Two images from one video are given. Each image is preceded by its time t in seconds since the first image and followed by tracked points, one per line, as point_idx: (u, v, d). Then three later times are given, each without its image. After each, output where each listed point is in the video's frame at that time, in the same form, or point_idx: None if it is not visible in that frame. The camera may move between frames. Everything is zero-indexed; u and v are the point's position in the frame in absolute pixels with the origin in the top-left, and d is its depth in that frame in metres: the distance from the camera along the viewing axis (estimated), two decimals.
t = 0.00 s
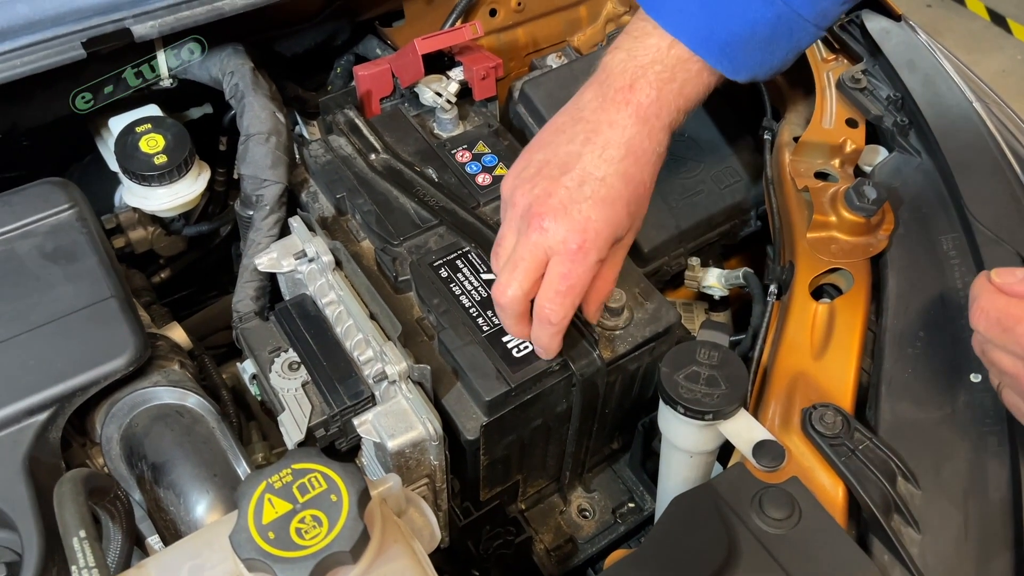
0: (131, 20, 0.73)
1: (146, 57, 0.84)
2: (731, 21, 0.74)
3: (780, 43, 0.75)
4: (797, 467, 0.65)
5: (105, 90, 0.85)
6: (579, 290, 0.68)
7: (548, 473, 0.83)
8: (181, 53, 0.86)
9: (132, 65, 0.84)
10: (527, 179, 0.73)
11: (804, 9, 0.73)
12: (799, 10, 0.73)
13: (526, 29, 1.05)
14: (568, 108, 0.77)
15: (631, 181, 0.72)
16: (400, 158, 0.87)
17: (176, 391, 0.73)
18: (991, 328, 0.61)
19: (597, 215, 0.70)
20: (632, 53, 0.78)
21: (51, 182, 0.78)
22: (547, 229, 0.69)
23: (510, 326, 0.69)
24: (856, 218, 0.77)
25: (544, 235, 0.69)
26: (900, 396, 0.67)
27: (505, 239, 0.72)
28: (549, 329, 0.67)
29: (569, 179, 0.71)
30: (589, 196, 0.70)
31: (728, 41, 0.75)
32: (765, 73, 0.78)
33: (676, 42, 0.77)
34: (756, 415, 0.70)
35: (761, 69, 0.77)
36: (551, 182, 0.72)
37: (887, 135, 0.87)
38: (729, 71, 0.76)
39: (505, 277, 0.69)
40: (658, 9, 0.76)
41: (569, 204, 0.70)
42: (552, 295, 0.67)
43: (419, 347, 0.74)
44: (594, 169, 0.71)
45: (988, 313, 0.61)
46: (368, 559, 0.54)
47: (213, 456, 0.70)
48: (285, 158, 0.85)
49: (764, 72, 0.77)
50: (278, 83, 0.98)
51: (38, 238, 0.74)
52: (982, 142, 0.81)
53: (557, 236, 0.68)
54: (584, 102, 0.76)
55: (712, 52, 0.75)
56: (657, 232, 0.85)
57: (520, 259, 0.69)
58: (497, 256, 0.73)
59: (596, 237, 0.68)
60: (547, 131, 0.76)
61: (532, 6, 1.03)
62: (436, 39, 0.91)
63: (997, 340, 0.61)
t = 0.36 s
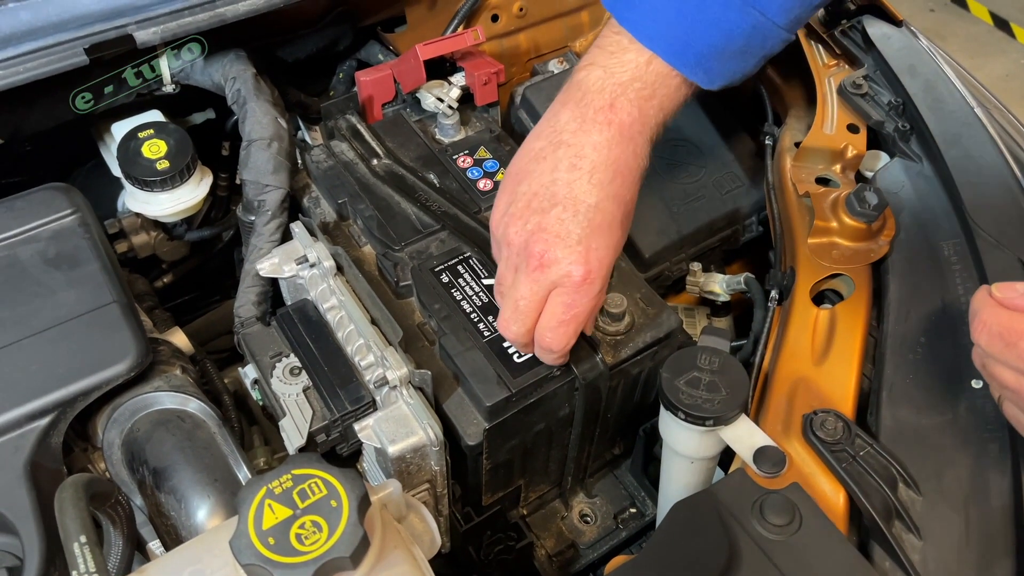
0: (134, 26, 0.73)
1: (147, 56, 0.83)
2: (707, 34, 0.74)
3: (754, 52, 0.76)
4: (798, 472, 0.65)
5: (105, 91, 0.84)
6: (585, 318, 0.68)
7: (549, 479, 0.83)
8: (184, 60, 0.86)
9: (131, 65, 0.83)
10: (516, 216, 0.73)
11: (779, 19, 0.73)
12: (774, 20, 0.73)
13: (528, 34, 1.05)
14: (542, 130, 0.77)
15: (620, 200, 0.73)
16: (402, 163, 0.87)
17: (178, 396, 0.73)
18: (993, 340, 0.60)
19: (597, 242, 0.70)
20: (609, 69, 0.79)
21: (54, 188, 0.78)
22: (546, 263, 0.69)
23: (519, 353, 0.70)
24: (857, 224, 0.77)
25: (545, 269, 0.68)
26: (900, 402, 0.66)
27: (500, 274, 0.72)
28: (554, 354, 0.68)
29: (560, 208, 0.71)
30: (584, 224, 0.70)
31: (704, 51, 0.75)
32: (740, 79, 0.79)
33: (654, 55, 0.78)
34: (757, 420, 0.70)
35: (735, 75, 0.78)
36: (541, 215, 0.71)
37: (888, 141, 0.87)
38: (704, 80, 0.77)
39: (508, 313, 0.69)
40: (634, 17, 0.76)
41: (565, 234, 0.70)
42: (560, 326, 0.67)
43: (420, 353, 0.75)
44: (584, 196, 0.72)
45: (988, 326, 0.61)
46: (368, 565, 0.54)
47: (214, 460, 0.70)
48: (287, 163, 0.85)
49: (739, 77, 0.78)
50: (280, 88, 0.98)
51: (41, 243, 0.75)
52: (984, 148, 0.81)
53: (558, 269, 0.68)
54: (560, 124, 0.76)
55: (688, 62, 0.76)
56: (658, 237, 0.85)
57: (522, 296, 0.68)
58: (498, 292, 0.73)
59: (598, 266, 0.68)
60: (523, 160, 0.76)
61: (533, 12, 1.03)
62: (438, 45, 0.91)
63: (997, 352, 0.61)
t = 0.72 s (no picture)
0: (137, 28, 0.73)
1: (147, 56, 0.83)
2: (697, 45, 0.76)
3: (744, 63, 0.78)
4: (803, 474, 0.65)
5: (106, 91, 0.83)
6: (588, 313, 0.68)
7: (552, 480, 0.83)
8: (186, 64, 0.87)
9: (131, 65, 0.83)
10: (515, 216, 0.73)
11: (769, 31, 0.75)
12: (764, 33, 0.75)
13: (531, 36, 1.05)
14: (538, 134, 0.79)
15: (618, 200, 0.73)
16: (404, 163, 0.87)
17: (180, 398, 0.73)
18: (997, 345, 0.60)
19: (599, 238, 0.70)
20: (603, 77, 0.80)
21: (56, 190, 0.78)
22: (548, 259, 0.69)
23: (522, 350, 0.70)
24: (862, 225, 0.77)
25: (547, 266, 0.68)
26: (905, 404, 0.66)
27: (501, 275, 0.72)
28: (554, 351, 0.68)
29: (559, 208, 0.72)
30: (585, 221, 0.71)
31: (694, 62, 0.77)
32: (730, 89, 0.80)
33: (646, 66, 0.80)
34: (761, 422, 0.69)
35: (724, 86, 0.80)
36: (541, 214, 0.72)
37: (891, 142, 0.87)
38: (693, 90, 0.79)
39: (510, 312, 0.69)
40: (625, 27, 0.78)
41: (566, 232, 0.70)
42: (563, 322, 0.67)
43: (423, 354, 0.74)
44: (583, 195, 0.72)
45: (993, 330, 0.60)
46: (371, 567, 0.54)
47: (216, 462, 0.70)
48: (289, 165, 0.85)
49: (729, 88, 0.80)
50: (284, 90, 0.98)
51: (43, 245, 0.75)
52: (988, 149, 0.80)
53: (560, 265, 0.68)
54: (556, 128, 0.78)
55: (678, 73, 0.78)
56: (661, 238, 0.85)
57: (525, 294, 0.68)
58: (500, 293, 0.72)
59: (601, 262, 0.68)
60: (521, 163, 0.77)
61: (536, 13, 1.03)
62: (440, 46, 0.91)
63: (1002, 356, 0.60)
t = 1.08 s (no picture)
0: (137, 31, 0.74)
1: (147, 57, 0.82)
2: (690, 30, 0.79)
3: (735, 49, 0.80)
4: (804, 477, 0.65)
5: (105, 91, 0.83)
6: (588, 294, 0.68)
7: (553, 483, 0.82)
8: (187, 66, 0.87)
9: (131, 65, 0.83)
10: (511, 198, 0.74)
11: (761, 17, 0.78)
12: (756, 19, 0.78)
13: (531, 38, 1.05)
14: (531, 120, 0.81)
15: (612, 181, 0.75)
16: (403, 162, 0.87)
17: (181, 401, 0.73)
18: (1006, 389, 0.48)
19: (596, 218, 0.71)
20: (597, 61, 0.84)
21: (56, 193, 0.78)
22: (546, 240, 0.70)
23: (520, 334, 0.70)
24: (863, 227, 0.76)
25: (546, 246, 0.69)
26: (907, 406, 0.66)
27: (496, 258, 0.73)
28: (552, 335, 0.67)
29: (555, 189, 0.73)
30: (581, 200, 0.72)
31: (687, 47, 0.80)
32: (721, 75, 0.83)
33: (640, 51, 0.83)
34: (762, 423, 0.70)
35: (717, 73, 0.82)
36: (537, 195, 0.73)
37: (892, 143, 0.87)
38: (686, 75, 0.82)
39: (507, 295, 0.69)
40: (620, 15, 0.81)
41: (563, 210, 0.71)
42: (563, 301, 0.67)
43: (424, 357, 0.74)
44: (579, 176, 0.74)
45: (882, 382, 0.54)
46: (372, 570, 0.54)
47: (217, 466, 0.70)
48: (290, 168, 0.85)
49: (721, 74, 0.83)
50: (284, 93, 0.99)
51: (43, 248, 0.75)
52: (989, 150, 0.80)
53: (559, 244, 0.69)
54: (549, 113, 0.80)
55: (671, 58, 0.81)
56: (661, 240, 0.85)
57: (522, 276, 0.69)
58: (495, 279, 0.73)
59: (599, 240, 0.69)
60: (515, 148, 0.79)
61: (536, 15, 1.03)
62: (440, 49, 0.92)
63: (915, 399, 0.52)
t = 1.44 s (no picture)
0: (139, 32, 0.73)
1: (148, 57, 0.82)
2: (705, 11, 0.82)
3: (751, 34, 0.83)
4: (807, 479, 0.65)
5: (105, 90, 0.83)
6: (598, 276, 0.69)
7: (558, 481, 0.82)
8: (189, 67, 0.87)
9: (132, 65, 0.82)
10: (521, 180, 0.75)
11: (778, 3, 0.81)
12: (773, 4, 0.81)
13: (532, 38, 1.05)
14: (543, 104, 0.83)
15: (623, 166, 0.76)
16: (406, 159, 0.87)
17: (183, 403, 0.73)
18: (695, 454, 0.54)
19: (607, 200, 0.72)
20: (609, 45, 0.85)
21: (58, 194, 0.78)
22: (558, 220, 0.70)
23: (527, 321, 0.70)
24: (866, 228, 0.76)
25: (557, 225, 0.70)
26: (910, 407, 0.66)
27: (505, 240, 0.73)
28: (560, 320, 0.68)
29: (568, 169, 0.74)
30: (592, 182, 0.73)
31: (702, 28, 0.82)
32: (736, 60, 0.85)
33: (654, 33, 0.85)
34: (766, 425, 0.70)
35: (730, 58, 0.84)
36: (547, 176, 0.74)
37: (895, 143, 0.86)
38: (700, 58, 0.84)
39: (515, 277, 0.69)
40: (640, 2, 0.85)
41: (575, 191, 0.72)
42: (573, 283, 0.68)
43: (426, 359, 0.75)
44: (590, 159, 0.75)
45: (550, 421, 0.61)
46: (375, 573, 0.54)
47: (219, 468, 0.70)
48: (292, 169, 0.85)
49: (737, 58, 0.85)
50: (287, 92, 1.00)
51: (45, 250, 0.75)
52: (992, 152, 0.80)
53: (570, 224, 0.70)
54: (561, 98, 0.82)
55: (686, 39, 0.83)
56: (664, 241, 0.84)
57: (531, 257, 0.70)
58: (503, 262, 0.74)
59: (609, 222, 0.70)
60: (526, 131, 0.80)
61: (538, 15, 1.03)
62: (443, 49, 0.91)
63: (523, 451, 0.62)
